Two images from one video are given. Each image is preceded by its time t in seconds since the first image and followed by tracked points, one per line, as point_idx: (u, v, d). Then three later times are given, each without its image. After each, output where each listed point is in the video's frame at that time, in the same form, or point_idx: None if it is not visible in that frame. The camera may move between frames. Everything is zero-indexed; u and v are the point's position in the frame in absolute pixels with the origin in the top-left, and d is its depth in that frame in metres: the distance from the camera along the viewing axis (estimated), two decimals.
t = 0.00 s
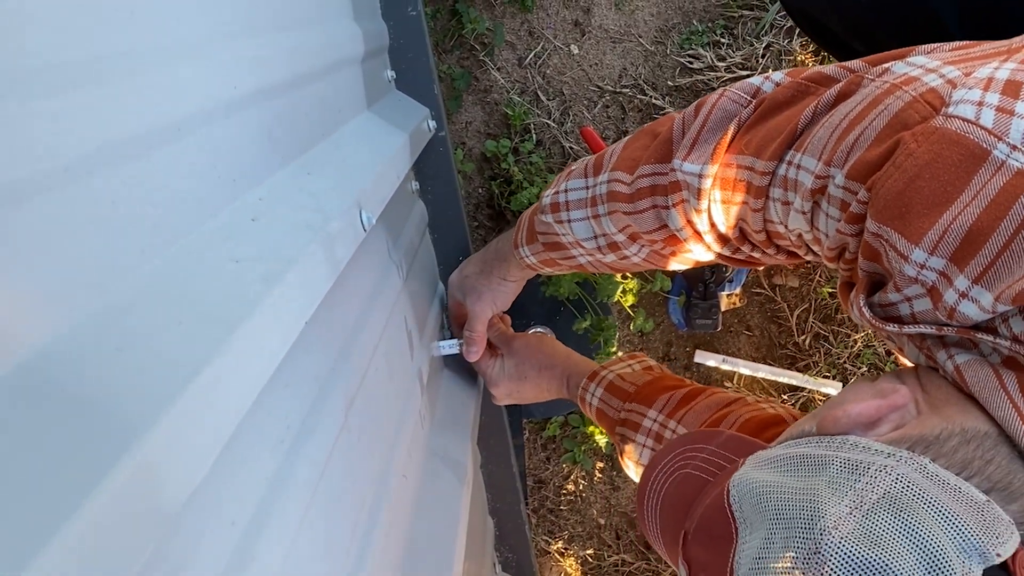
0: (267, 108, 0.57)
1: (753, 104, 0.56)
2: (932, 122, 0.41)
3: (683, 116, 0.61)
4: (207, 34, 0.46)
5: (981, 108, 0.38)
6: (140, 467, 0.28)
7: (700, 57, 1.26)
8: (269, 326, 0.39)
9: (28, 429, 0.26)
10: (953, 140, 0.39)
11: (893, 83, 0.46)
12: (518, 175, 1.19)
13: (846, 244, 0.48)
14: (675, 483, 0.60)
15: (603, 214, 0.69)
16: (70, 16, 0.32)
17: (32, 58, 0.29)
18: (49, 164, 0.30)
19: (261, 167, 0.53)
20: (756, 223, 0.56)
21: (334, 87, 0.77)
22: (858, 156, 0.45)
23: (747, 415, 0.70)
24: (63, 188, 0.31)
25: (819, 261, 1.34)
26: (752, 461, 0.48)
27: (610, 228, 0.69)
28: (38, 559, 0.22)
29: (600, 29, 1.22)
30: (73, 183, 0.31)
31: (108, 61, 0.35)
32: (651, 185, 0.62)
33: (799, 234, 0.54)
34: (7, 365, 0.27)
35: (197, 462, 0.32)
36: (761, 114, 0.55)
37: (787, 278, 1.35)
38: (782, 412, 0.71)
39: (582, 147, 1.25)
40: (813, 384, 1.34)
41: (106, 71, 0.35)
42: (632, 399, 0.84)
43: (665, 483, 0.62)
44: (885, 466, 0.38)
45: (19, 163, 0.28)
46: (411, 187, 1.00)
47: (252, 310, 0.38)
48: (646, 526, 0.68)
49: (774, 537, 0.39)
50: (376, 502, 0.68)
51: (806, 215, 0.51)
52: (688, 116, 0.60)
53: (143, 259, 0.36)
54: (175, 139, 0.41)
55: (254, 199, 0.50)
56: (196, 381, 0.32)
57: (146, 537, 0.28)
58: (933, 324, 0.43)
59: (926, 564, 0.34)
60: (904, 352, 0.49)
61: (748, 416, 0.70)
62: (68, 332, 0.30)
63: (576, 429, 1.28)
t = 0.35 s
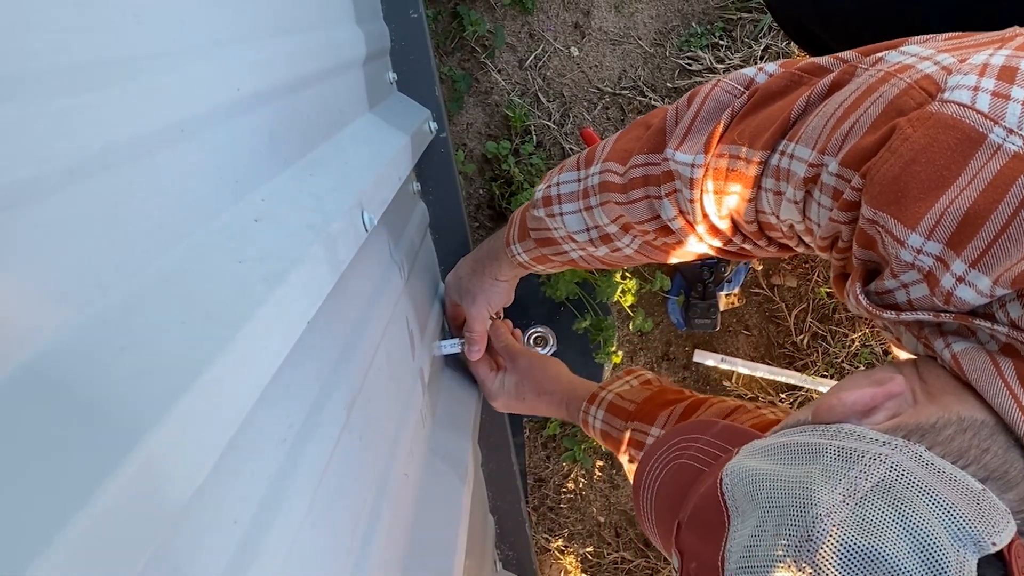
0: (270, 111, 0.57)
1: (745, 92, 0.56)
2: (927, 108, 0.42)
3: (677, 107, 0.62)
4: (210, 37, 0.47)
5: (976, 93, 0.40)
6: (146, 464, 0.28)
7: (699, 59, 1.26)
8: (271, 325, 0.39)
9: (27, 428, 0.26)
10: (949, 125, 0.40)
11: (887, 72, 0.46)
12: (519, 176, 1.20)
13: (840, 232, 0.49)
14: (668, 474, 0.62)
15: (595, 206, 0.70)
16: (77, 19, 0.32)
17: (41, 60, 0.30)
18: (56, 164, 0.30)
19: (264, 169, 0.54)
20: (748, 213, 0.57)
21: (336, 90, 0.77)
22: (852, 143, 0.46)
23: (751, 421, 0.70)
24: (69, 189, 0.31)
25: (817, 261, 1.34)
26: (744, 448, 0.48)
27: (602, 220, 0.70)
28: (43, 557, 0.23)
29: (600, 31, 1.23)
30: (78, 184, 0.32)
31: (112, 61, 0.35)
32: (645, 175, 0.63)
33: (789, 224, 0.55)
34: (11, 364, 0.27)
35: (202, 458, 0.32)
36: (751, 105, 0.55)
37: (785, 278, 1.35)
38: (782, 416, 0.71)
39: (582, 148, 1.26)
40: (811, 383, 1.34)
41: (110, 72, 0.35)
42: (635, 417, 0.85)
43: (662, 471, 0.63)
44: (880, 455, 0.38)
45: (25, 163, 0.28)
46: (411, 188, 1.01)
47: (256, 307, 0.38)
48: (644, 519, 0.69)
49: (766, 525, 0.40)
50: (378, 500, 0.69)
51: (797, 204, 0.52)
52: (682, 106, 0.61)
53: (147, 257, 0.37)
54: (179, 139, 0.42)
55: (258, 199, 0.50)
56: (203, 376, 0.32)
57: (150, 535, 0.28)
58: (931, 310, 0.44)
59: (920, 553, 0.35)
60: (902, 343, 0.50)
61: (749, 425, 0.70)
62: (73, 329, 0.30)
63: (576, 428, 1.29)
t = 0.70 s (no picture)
0: (272, 113, 0.58)
1: (750, 91, 0.57)
2: (933, 113, 0.42)
3: (678, 104, 0.62)
4: (211, 40, 0.48)
5: (982, 99, 0.40)
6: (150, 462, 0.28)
7: (697, 61, 1.27)
8: (274, 325, 0.40)
9: (31, 425, 0.26)
10: (955, 130, 0.40)
11: (892, 74, 0.47)
12: (518, 177, 1.21)
13: (840, 232, 0.50)
14: (673, 485, 0.61)
15: (599, 205, 0.71)
16: (81, 23, 0.33)
17: (45, 63, 0.30)
18: (56, 165, 0.30)
19: (266, 171, 0.55)
20: (750, 211, 0.58)
21: (337, 91, 0.78)
22: (858, 145, 0.46)
23: (756, 399, 0.71)
24: (71, 189, 0.32)
25: (814, 261, 1.35)
26: (751, 460, 0.48)
27: (605, 219, 0.71)
28: (47, 555, 0.23)
29: (599, 34, 1.24)
30: (80, 184, 0.32)
31: (113, 64, 0.36)
32: (648, 173, 0.64)
33: (792, 223, 0.55)
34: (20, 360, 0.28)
35: (204, 458, 0.32)
36: (755, 104, 0.56)
37: (783, 279, 1.36)
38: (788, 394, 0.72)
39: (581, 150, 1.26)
40: (808, 383, 1.36)
41: (110, 73, 0.36)
42: (648, 387, 0.85)
43: (662, 485, 0.64)
44: (894, 465, 0.38)
45: (27, 164, 0.29)
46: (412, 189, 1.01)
47: (258, 305, 0.39)
48: (635, 513, 0.70)
49: (788, 540, 0.40)
50: (378, 498, 0.69)
51: (800, 203, 0.52)
52: (684, 104, 0.62)
53: (150, 256, 0.37)
54: (181, 141, 0.42)
55: (259, 201, 0.51)
56: (203, 376, 0.32)
57: (151, 534, 0.29)
58: (936, 315, 0.44)
59: (944, 562, 0.35)
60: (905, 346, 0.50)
61: (756, 402, 0.71)
62: (78, 326, 0.31)
63: (576, 427, 1.30)
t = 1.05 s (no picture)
0: (274, 115, 0.59)
1: (768, 80, 0.58)
2: (949, 109, 0.43)
3: (696, 90, 0.63)
4: (212, 42, 0.48)
5: (998, 96, 0.41)
6: (150, 463, 0.28)
7: (696, 63, 1.28)
8: (275, 325, 0.40)
9: (34, 422, 0.26)
10: (970, 127, 0.41)
11: (909, 69, 0.47)
12: (518, 178, 1.22)
13: (851, 225, 0.50)
14: (679, 485, 0.62)
15: (618, 195, 0.71)
16: (86, 25, 0.34)
17: (51, 66, 0.31)
18: (60, 167, 0.31)
19: (268, 172, 0.55)
20: (764, 200, 0.59)
21: (339, 93, 0.79)
22: (871, 140, 0.47)
23: (753, 398, 0.72)
24: (78, 190, 0.32)
25: (811, 261, 1.36)
26: (762, 461, 0.49)
27: (624, 209, 0.72)
28: (47, 556, 0.23)
29: (598, 36, 1.25)
30: (86, 185, 0.33)
31: (119, 67, 0.36)
32: (666, 158, 0.64)
33: (803, 214, 0.56)
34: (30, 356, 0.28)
35: (204, 460, 0.33)
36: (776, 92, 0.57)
37: (780, 279, 1.37)
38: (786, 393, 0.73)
39: (580, 151, 1.27)
40: (805, 381, 1.36)
41: (116, 76, 0.36)
42: (643, 382, 0.86)
43: (667, 483, 0.64)
44: (907, 464, 0.39)
45: (36, 164, 0.29)
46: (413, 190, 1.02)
47: (261, 306, 0.39)
48: (635, 514, 0.70)
49: (802, 539, 0.40)
50: (378, 498, 0.70)
51: (812, 195, 0.53)
52: (702, 89, 0.62)
53: (154, 257, 0.38)
54: (185, 142, 0.43)
55: (262, 201, 0.52)
56: (203, 377, 0.33)
57: (155, 534, 0.29)
58: (945, 313, 0.45)
59: (960, 560, 0.35)
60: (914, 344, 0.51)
61: (753, 400, 0.72)
62: (85, 324, 0.31)
63: (576, 426, 1.31)
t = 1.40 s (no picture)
0: (274, 117, 0.59)
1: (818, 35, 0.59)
2: (993, 103, 0.45)
3: (758, 37, 0.65)
4: (212, 45, 0.49)
5: None
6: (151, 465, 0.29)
7: (694, 65, 1.29)
8: (278, 325, 0.41)
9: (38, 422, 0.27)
10: (1015, 123, 0.44)
11: (964, 57, 0.49)
12: (518, 179, 1.22)
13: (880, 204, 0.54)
14: (700, 485, 0.61)
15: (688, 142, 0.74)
16: (89, 29, 0.34)
17: (54, 69, 0.31)
18: (61, 170, 0.31)
19: (269, 173, 0.56)
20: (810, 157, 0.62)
21: (339, 95, 0.79)
22: (908, 123, 0.50)
23: (760, 410, 0.73)
24: (81, 191, 0.33)
25: (809, 262, 1.36)
26: (792, 462, 0.46)
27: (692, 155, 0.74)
28: (51, 557, 0.23)
29: (598, 38, 1.25)
30: (88, 186, 0.33)
31: (122, 71, 0.37)
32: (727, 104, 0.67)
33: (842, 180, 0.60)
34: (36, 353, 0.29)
35: (205, 460, 0.33)
36: (827, 44, 0.58)
37: (778, 279, 1.37)
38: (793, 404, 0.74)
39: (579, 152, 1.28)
40: (803, 380, 1.37)
41: (118, 80, 0.37)
42: (647, 398, 0.86)
43: (686, 483, 0.63)
44: (947, 469, 0.36)
45: (38, 167, 0.30)
46: (414, 191, 1.03)
47: (265, 306, 0.40)
48: (652, 519, 0.70)
49: (841, 546, 0.37)
50: (379, 498, 0.70)
51: (851, 165, 0.57)
52: (763, 36, 0.64)
53: (156, 258, 0.38)
54: (187, 144, 0.43)
55: (263, 203, 0.52)
56: (207, 374, 0.34)
57: (156, 533, 0.29)
58: (974, 311, 0.48)
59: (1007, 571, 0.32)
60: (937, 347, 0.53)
61: (759, 412, 0.73)
62: (92, 324, 0.32)
63: (575, 424, 1.31)
